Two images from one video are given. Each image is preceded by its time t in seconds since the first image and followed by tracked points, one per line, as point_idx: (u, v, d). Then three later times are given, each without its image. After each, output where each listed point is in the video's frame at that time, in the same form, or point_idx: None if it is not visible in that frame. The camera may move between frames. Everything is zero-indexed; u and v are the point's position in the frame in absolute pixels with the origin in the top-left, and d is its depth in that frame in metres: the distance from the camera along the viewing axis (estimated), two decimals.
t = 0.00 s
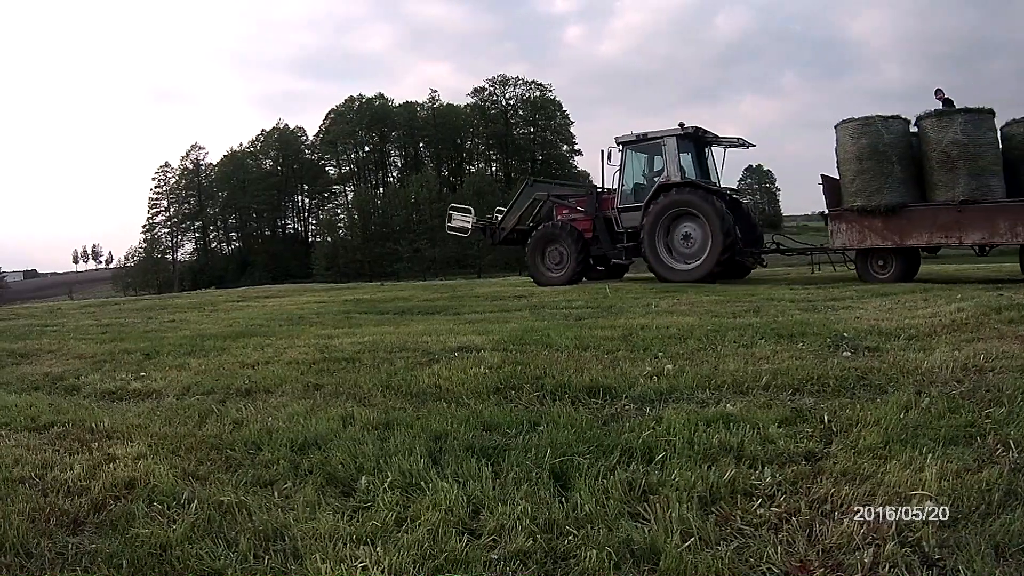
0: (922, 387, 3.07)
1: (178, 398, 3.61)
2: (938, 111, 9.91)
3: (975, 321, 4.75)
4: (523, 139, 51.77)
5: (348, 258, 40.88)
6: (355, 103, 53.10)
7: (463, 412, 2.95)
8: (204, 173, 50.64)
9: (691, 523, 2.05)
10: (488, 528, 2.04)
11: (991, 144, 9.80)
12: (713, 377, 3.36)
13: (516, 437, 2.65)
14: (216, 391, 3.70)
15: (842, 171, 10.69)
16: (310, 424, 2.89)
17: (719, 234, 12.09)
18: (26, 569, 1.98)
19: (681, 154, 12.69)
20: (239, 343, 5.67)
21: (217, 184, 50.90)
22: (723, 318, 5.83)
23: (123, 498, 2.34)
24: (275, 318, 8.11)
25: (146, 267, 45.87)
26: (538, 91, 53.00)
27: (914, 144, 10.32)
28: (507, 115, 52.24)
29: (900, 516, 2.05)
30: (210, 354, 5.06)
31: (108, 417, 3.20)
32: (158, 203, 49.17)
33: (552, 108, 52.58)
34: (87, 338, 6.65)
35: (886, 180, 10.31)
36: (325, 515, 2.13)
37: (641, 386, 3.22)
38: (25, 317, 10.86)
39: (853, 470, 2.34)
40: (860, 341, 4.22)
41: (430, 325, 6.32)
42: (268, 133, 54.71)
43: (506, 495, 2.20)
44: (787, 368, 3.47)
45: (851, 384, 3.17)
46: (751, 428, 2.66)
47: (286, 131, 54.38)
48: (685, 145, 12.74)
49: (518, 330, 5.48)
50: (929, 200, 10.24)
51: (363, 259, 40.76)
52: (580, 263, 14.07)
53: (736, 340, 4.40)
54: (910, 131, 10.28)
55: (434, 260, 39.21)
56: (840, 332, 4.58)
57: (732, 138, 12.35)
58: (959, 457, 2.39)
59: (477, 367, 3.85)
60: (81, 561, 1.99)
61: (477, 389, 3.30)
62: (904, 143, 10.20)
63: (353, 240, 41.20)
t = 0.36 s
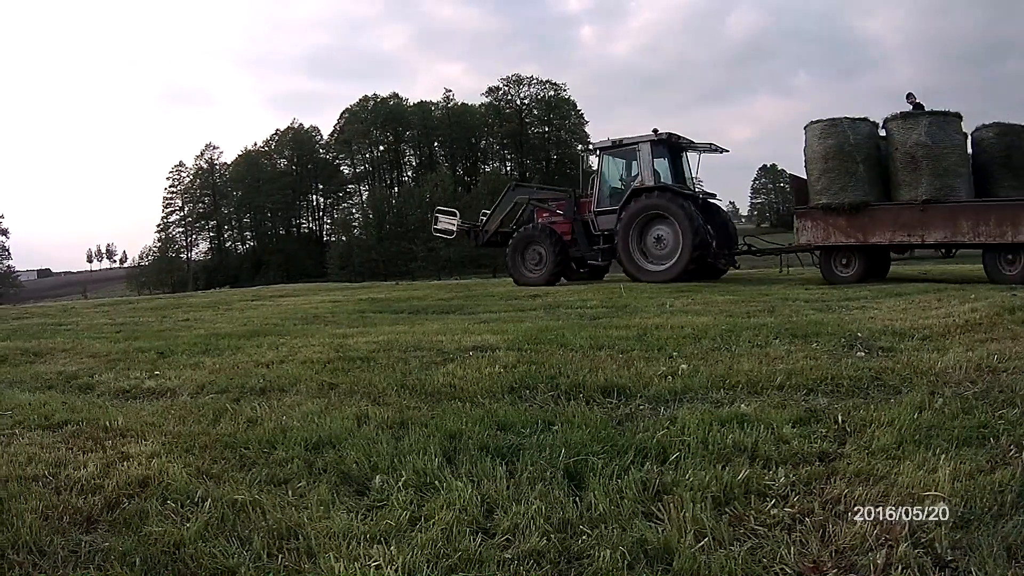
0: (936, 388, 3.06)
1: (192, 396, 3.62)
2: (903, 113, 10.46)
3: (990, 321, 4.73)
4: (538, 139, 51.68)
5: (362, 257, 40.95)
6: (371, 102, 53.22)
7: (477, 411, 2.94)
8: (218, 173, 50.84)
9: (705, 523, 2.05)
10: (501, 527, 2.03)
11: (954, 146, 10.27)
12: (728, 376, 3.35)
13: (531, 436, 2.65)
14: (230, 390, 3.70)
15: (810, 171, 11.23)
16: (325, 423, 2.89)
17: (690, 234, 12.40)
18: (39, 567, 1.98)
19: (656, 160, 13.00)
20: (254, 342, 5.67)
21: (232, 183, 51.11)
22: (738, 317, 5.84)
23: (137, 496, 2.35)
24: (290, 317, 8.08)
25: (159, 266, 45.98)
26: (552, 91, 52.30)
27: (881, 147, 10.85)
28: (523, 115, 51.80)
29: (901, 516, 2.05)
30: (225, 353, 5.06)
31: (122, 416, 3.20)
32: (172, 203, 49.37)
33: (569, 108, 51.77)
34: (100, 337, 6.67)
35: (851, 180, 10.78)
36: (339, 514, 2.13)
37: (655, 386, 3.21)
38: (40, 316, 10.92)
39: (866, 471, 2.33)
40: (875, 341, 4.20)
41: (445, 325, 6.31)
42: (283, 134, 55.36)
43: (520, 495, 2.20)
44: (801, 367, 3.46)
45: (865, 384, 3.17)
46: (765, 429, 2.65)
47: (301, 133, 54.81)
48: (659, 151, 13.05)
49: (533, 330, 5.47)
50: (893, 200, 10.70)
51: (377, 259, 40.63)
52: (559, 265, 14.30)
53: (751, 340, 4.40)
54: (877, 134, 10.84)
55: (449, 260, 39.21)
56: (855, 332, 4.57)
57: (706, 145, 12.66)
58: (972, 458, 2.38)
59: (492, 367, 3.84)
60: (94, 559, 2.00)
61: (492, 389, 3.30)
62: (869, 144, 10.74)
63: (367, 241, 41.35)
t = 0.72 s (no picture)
0: (952, 388, 3.04)
1: (209, 394, 3.63)
2: (871, 119, 10.68)
3: (1005, 322, 4.71)
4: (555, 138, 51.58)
5: (378, 256, 40.86)
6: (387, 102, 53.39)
7: (494, 410, 2.94)
8: (235, 172, 51.18)
9: (721, 523, 2.04)
10: (517, 527, 2.03)
11: (920, 151, 10.46)
12: (745, 376, 3.34)
13: (547, 436, 2.64)
14: (247, 389, 3.69)
15: (779, 176, 11.46)
16: (341, 422, 2.89)
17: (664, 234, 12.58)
18: (55, 565, 1.99)
19: (634, 162, 13.33)
20: (271, 341, 5.67)
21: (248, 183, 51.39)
22: (755, 317, 5.82)
23: (153, 494, 2.35)
24: (305, 316, 8.06)
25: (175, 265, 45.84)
26: (569, 87, 51.36)
27: (850, 151, 11.06)
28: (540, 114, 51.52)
29: (906, 516, 2.05)
30: (241, 352, 5.06)
31: (138, 414, 3.20)
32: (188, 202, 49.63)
33: (586, 108, 51.44)
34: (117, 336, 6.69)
35: (818, 184, 10.99)
36: (355, 513, 2.13)
37: (672, 386, 3.21)
38: (58, 314, 11.00)
39: (882, 471, 2.33)
40: (891, 342, 4.18)
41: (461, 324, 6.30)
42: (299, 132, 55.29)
43: (536, 494, 2.19)
44: (817, 367, 3.45)
45: (881, 384, 3.15)
46: (781, 428, 2.65)
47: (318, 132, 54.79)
48: (637, 154, 13.39)
49: (549, 329, 5.45)
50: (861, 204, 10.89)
51: (394, 259, 40.33)
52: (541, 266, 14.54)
53: (767, 340, 4.39)
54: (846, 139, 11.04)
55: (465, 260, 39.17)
56: (870, 332, 4.55)
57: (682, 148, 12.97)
58: (987, 459, 2.37)
59: (509, 366, 3.84)
60: (109, 557, 2.01)
61: (509, 388, 3.29)
62: (837, 150, 10.95)
63: (385, 240, 41.49)
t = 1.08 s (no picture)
0: (956, 390, 3.04)
1: (214, 395, 3.64)
2: (830, 127, 11.08)
3: (1010, 324, 4.68)
4: (562, 139, 48.88)
5: (385, 256, 40.95)
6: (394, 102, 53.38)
7: (499, 411, 2.94)
8: (242, 173, 51.35)
9: (726, 524, 2.04)
10: (523, 528, 2.03)
11: (879, 157, 10.83)
12: (750, 378, 3.34)
13: (554, 437, 2.64)
14: (253, 390, 3.69)
15: (741, 184, 11.96)
16: (347, 423, 2.89)
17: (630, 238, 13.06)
18: (59, 565, 2.00)
19: (602, 168, 13.71)
20: (277, 342, 5.68)
21: (256, 184, 51.56)
22: (759, 318, 5.80)
23: (157, 494, 2.35)
24: (313, 317, 8.06)
25: (183, 265, 46.44)
26: (574, 91, 49.72)
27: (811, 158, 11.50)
28: (546, 115, 49.40)
29: (899, 516, 2.06)
30: (248, 353, 5.06)
31: (144, 415, 3.20)
32: (195, 203, 49.81)
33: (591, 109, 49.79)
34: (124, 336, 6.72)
35: (778, 192, 11.47)
36: (361, 514, 2.13)
37: (677, 387, 3.20)
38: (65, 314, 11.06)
39: (887, 473, 2.32)
40: (896, 343, 4.17)
41: (468, 325, 6.30)
42: (307, 132, 55.24)
43: (541, 495, 2.19)
44: (822, 369, 3.44)
45: (885, 386, 3.15)
46: (786, 430, 2.65)
47: (324, 132, 55.08)
48: (605, 160, 13.78)
49: (555, 331, 5.45)
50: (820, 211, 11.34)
51: (401, 259, 40.45)
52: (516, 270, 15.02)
53: (771, 342, 4.38)
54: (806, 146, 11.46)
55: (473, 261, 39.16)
56: (874, 334, 4.53)
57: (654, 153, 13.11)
58: (992, 461, 2.36)
59: (515, 367, 3.84)
60: (114, 557, 2.02)
61: (515, 390, 3.29)
62: (796, 157, 11.39)
63: (391, 241, 41.44)
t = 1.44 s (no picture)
0: (972, 391, 3.02)
1: (230, 394, 3.64)
2: (800, 130, 11.66)
3: None
4: (578, 140, 48.37)
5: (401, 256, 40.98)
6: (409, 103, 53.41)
7: (516, 412, 2.94)
8: (258, 173, 51.61)
9: (741, 525, 2.04)
10: (539, 528, 2.02)
11: (847, 158, 11.35)
12: (766, 379, 3.33)
13: (571, 438, 2.64)
14: (269, 390, 3.69)
15: (716, 185, 12.61)
16: (363, 423, 2.89)
17: (610, 242, 13.44)
18: (74, 563, 2.01)
19: (585, 174, 14.12)
20: (293, 341, 5.69)
21: (272, 184, 51.77)
22: (776, 319, 5.77)
23: (172, 494, 2.36)
24: (329, 317, 8.05)
25: (200, 265, 46.90)
26: (591, 91, 49.08)
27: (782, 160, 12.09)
28: (562, 115, 49.04)
29: (900, 516, 2.06)
30: (263, 353, 5.05)
31: (160, 414, 3.21)
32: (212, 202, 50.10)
33: (609, 108, 48.81)
34: (140, 336, 6.75)
35: (749, 192, 12.06)
36: (376, 514, 2.13)
37: (693, 388, 3.20)
38: (79, 313, 11.10)
39: (902, 475, 2.31)
40: (912, 344, 4.16)
41: (484, 325, 6.31)
42: (322, 134, 55.40)
43: (558, 495, 2.19)
44: (838, 370, 3.43)
45: (901, 387, 3.14)
46: (802, 431, 2.64)
47: (341, 132, 55.19)
48: (588, 166, 14.19)
49: (572, 331, 5.47)
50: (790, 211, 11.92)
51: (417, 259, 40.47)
52: (502, 272, 15.37)
53: (787, 342, 4.37)
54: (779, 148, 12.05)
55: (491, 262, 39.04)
56: (890, 334, 4.52)
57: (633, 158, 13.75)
58: (1009, 463, 2.35)
59: (531, 367, 3.85)
60: (129, 555, 2.03)
61: (531, 390, 3.29)
62: (768, 158, 12.00)
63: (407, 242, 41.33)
